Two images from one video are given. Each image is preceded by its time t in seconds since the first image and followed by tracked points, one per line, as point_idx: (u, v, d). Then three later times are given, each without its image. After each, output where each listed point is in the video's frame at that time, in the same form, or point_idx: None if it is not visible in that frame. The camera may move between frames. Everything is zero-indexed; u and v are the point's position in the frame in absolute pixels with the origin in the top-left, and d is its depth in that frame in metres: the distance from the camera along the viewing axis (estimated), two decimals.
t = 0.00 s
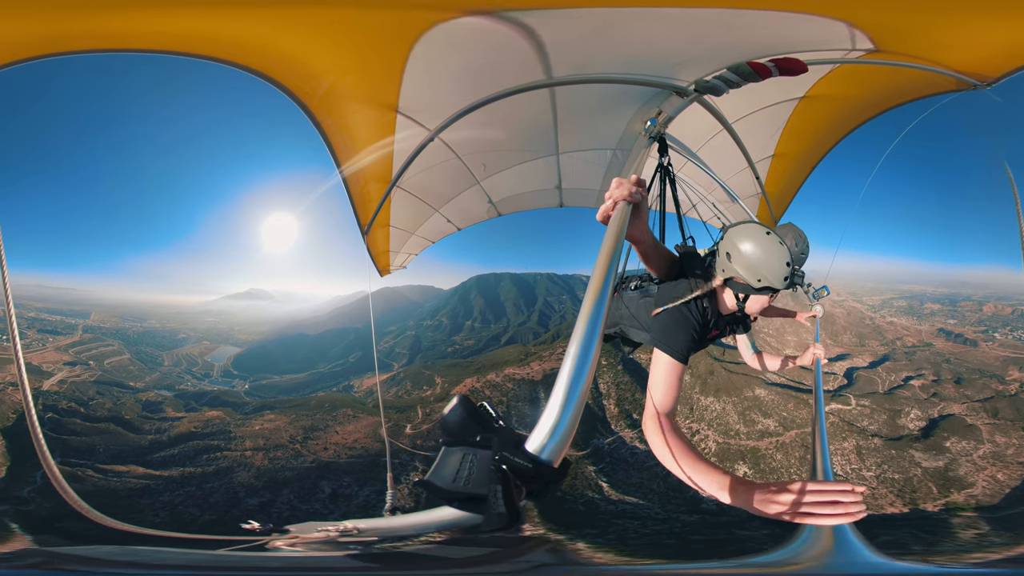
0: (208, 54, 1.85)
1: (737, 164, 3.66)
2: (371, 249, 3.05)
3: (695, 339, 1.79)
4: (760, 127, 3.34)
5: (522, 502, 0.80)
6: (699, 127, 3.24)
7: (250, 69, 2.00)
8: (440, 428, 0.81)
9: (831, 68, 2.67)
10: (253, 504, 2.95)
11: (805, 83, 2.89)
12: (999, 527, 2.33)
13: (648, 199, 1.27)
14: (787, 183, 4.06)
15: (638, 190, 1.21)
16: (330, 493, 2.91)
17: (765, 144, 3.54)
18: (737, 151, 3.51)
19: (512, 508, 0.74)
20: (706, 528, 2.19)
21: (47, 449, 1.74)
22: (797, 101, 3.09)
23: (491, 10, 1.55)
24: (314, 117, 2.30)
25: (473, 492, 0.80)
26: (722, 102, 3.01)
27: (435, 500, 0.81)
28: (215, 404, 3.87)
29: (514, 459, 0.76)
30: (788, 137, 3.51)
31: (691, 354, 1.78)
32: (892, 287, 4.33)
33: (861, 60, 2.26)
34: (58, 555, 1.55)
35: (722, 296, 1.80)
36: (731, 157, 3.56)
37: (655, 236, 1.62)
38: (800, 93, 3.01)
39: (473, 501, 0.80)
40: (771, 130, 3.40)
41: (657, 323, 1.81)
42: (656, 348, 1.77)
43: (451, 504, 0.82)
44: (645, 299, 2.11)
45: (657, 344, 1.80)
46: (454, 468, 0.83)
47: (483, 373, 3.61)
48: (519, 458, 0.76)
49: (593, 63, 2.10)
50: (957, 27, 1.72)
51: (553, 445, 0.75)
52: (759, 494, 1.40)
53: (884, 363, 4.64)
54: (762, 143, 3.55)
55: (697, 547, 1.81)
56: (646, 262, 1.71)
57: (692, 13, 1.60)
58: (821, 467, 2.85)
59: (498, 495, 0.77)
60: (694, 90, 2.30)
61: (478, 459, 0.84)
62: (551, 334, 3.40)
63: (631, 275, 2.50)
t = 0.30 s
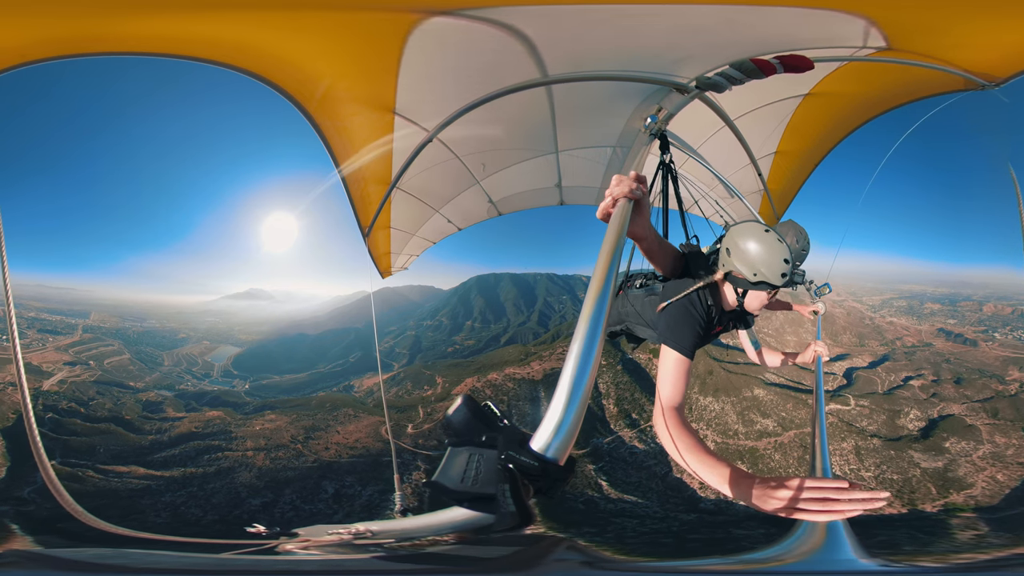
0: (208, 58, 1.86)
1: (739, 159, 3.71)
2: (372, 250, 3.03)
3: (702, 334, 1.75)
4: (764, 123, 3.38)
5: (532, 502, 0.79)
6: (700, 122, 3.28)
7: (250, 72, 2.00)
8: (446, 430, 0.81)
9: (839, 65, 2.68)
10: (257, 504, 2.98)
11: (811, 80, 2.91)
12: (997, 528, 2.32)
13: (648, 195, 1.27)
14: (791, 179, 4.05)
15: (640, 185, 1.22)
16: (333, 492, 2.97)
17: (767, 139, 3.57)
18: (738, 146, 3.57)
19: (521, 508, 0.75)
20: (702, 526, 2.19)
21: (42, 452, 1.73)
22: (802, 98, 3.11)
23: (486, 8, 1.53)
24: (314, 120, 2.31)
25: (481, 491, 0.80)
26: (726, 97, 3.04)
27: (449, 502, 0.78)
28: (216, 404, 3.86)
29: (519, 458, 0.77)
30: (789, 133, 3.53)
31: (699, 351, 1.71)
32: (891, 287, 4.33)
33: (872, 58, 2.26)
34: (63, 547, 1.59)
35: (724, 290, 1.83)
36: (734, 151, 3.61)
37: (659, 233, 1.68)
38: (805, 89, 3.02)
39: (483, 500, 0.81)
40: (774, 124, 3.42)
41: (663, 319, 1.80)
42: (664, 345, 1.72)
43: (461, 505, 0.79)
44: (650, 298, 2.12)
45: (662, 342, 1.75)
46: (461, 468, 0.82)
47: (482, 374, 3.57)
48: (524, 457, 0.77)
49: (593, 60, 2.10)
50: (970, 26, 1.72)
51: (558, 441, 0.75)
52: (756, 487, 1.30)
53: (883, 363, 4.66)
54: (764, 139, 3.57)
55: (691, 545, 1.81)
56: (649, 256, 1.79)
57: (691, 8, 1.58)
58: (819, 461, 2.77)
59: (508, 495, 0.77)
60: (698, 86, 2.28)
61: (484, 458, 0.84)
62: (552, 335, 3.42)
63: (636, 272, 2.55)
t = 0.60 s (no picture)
0: (208, 60, 1.87)
1: (741, 158, 3.72)
2: (374, 253, 3.03)
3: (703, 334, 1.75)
4: (766, 123, 3.39)
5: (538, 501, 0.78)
6: (701, 121, 3.29)
7: (252, 74, 2.01)
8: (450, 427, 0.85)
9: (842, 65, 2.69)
10: (259, 504, 3.06)
11: (814, 79, 2.91)
12: (997, 529, 2.32)
13: (649, 194, 1.28)
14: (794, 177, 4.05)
15: (641, 183, 1.23)
16: (335, 492, 2.99)
17: (770, 138, 3.57)
18: (740, 145, 3.58)
19: (528, 507, 0.72)
20: (699, 526, 2.19)
21: (42, 452, 1.74)
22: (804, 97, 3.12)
23: (485, 8, 1.53)
24: (315, 122, 2.31)
25: (487, 492, 0.76)
26: (726, 97, 3.04)
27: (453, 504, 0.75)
28: (216, 404, 3.85)
29: (524, 458, 0.77)
30: (791, 132, 3.54)
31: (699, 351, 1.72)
32: (890, 287, 4.34)
33: (875, 57, 2.26)
34: (64, 547, 1.60)
35: (724, 288, 1.83)
36: (736, 150, 3.62)
37: (661, 232, 1.73)
38: (809, 88, 3.02)
39: (490, 501, 0.77)
40: (776, 122, 3.40)
41: (664, 318, 1.81)
42: (665, 344, 1.72)
43: (466, 505, 0.76)
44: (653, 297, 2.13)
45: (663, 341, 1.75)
46: (466, 469, 0.80)
47: (482, 372, 3.76)
48: (529, 456, 0.77)
49: (594, 60, 2.11)
50: (977, 25, 1.72)
51: (561, 442, 0.73)
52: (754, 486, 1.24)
53: (883, 363, 4.77)
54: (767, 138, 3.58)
55: (687, 545, 1.81)
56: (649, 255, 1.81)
57: (690, 6, 1.58)
58: (821, 460, 2.77)
59: (514, 494, 0.75)
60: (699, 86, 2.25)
61: (488, 458, 0.81)
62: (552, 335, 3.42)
63: (638, 272, 2.56)
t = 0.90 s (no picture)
0: (211, 59, 1.86)
1: (745, 158, 3.72)
2: (378, 253, 3.03)
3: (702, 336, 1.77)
4: (770, 123, 3.39)
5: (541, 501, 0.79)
6: (705, 121, 3.28)
7: (256, 74, 2.01)
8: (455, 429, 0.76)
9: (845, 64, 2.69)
10: (262, 504, 3.03)
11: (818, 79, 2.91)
12: (996, 530, 2.32)
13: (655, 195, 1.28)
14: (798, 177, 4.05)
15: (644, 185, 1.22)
16: (338, 492, 2.98)
17: (774, 138, 3.57)
18: (743, 145, 3.56)
19: (532, 509, 0.74)
20: (696, 526, 2.20)
21: (46, 452, 1.74)
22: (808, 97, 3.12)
23: (490, 8, 1.53)
24: (319, 122, 2.30)
25: (492, 493, 0.73)
26: (730, 97, 3.04)
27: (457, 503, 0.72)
28: (216, 404, 3.86)
29: (529, 458, 0.76)
30: (795, 132, 3.54)
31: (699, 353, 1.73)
32: (890, 287, 4.34)
33: (879, 57, 2.27)
34: (66, 548, 1.60)
35: (723, 289, 1.84)
36: (740, 150, 3.63)
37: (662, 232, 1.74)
38: (812, 88, 3.02)
39: (494, 501, 0.74)
40: (779, 122, 3.40)
41: (664, 318, 1.81)
42: (665, 346, 1.73)
43: (471, 505, 0.73)
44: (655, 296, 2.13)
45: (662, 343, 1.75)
46: (470, 469, 0.75)
47: (481, 371, 3.73)
48: (533, 457, 0.77)
49: (598, 60, 2.11)
50: (980, 25, 1.72)
51: (566, 441, 0.75)
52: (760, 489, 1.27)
53: (883, 364, 4.79)
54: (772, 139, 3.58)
55: (685, 544, 1.81)
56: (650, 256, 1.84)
57: (697, 6, 1.57)
58: (826, 460, 2.78)
59: (518, 495, 0.76)
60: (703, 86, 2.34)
61: (492, 458, 0.77)
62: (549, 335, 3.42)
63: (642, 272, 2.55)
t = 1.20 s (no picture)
0: (216, 60, 1.87)
1: (752, 158, 3.74)
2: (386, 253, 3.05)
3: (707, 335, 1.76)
4: (776, 123, 3.41)
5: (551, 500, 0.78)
6: (713, 121, 3.31)
7: (261, 74, 2.02)
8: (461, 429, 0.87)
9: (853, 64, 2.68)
10: (265, 504, 2.96)
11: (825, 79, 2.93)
12: (996, 531, 2.32)
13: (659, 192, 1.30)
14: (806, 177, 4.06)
15: (650, 183, 1.26)
16: (340, 492, 2.92)
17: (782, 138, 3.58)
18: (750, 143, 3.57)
19: (540, 507, 0.73)
20: (693, 526, 2.20)
21: (52, 451, 1.74)
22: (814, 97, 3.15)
23: (500, 8, 1.53)
24: (325, 121, 2.32)
25: (499, 491, 0.78)
26: (738, 96, 3.05)
27: (467, 502, 0.78)
28: (217, 404, 3.88)
29: (536, 457, 0.77)
30: (804, 132, 3.55)
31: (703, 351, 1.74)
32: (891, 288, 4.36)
33: (887, 57, 2.27)
34: (64, 549, 1.58)
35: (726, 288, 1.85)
36: (747, 150, 3.65)
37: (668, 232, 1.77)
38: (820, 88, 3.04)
39: (502, 501, 0.78)
40: (784, 122, 3.43)
41: (668, 318, 1.82)
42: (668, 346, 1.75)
43: (480, 504, 0.78)
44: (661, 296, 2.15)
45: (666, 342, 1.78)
46: (478, 469, 0.81)
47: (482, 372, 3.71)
48: (540, 455, 0.77)
49: (605, 59, 2.11)
50: (991, 25, 1.73)
51: (573, 441, 0.75)
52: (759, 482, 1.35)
53: (883, 364, 4.72)
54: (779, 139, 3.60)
55: (682, 544, 1.81)
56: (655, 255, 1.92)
57: (708, 6, 1.57)
58: (829, 461, 2.77)
59: (527, 495, 0.76)
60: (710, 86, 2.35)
61: (500, 458, 0.83)
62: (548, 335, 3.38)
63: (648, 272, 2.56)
